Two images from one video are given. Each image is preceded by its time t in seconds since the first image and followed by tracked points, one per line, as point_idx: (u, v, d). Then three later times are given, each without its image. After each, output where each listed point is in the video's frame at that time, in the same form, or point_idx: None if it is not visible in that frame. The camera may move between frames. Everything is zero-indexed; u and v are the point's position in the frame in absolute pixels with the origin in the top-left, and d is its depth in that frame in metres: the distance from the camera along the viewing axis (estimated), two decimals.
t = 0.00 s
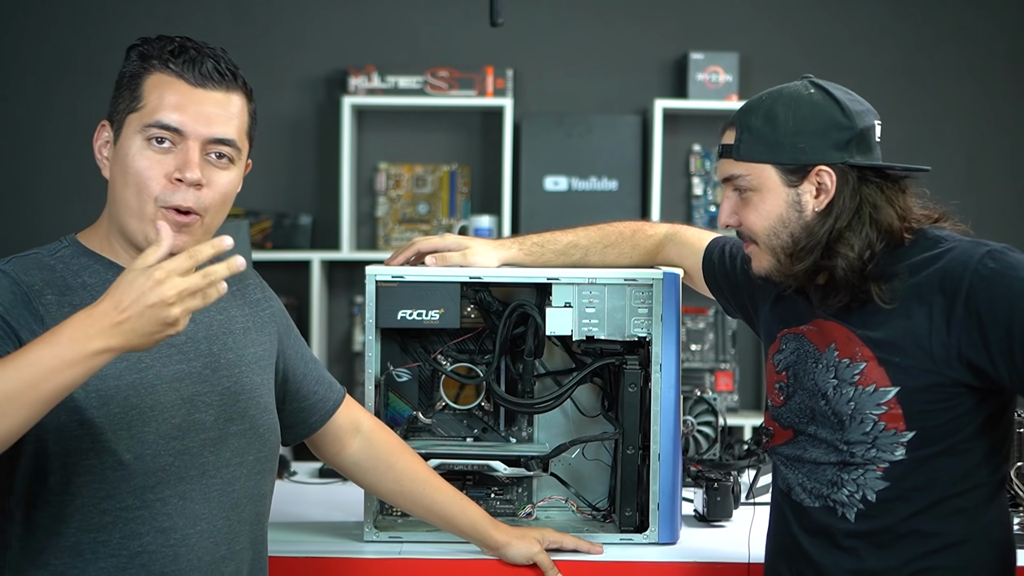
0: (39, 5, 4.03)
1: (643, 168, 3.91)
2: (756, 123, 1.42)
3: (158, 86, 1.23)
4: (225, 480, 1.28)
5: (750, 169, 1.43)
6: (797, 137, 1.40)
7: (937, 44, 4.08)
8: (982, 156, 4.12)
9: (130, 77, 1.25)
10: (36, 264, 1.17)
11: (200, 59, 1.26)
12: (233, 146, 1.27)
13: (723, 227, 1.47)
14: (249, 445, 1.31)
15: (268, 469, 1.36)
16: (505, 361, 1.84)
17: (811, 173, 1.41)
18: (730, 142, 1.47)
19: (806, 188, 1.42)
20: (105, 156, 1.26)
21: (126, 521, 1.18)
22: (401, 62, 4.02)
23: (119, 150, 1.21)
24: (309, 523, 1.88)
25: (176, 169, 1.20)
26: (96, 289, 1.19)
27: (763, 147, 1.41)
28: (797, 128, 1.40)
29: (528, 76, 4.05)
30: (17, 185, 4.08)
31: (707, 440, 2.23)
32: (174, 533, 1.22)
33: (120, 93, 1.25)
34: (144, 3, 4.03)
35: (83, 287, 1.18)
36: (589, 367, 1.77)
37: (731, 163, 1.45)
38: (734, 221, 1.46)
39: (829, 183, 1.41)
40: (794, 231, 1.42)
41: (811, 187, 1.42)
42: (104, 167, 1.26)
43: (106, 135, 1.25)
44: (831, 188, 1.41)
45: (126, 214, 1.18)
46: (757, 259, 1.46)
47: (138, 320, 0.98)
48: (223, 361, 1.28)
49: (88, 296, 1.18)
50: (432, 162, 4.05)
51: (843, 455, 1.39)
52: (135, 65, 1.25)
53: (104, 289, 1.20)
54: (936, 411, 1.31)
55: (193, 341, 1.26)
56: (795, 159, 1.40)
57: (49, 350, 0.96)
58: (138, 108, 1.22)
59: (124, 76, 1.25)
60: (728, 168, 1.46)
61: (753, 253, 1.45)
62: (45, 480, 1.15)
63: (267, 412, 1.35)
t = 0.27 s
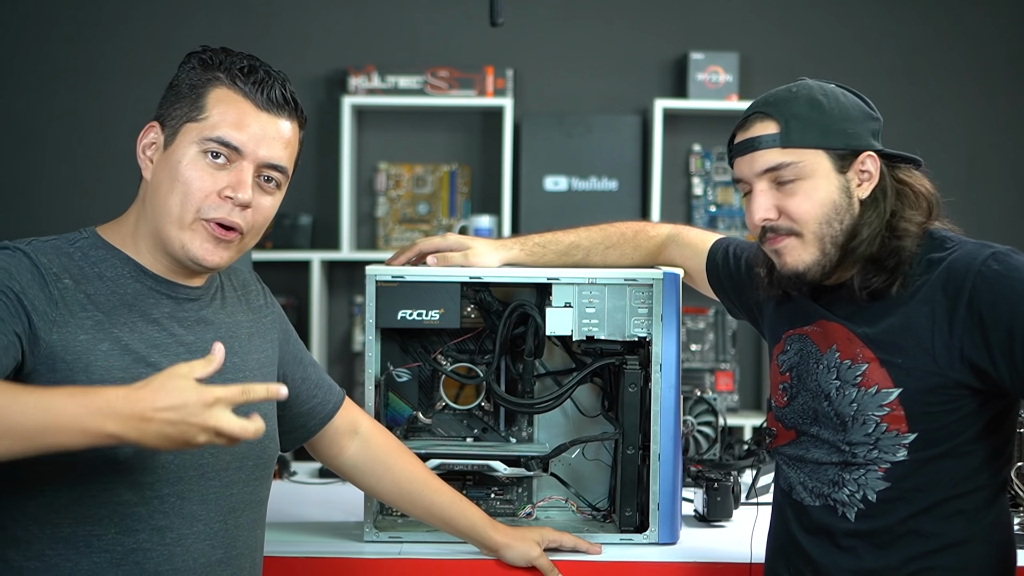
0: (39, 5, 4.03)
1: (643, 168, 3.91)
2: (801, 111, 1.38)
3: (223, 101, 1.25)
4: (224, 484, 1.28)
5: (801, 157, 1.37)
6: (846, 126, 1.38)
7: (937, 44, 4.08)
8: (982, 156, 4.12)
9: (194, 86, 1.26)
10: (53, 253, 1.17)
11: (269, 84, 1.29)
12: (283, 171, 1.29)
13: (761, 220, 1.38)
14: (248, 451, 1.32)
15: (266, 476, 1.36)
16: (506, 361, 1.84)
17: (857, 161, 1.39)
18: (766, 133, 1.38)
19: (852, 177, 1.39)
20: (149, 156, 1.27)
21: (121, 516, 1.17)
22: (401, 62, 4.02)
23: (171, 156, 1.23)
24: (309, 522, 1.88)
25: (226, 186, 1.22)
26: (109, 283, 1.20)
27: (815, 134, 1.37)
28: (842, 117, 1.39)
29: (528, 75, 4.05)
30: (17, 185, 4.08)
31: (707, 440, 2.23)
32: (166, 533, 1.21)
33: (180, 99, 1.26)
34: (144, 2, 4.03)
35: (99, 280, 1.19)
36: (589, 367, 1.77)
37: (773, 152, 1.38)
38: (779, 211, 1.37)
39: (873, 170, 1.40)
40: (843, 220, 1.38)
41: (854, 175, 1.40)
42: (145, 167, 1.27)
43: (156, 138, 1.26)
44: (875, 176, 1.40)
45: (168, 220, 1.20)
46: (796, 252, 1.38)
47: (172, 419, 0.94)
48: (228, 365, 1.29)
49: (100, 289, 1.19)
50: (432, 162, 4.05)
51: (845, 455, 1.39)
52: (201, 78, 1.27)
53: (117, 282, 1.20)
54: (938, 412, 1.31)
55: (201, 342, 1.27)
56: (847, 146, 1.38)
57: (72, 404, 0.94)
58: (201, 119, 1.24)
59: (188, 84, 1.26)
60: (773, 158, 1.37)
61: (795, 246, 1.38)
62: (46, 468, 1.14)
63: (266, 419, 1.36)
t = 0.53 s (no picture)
0: (39, 6, 4.03)
1: (643, 169, 3.91)
2: (861, 88, 1.43)
3: (320, 138, 1.29)
4: (241, 496, 1.30)
5: (862, 121, 1.41)
6: (888, 117, 1.45)
7: (937, 43, 4.08)
8: (982, 156, 4.12)
9: (288, 115, 1.27)
10: (81, 264, 1.16)
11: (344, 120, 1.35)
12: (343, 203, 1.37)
13: (817, 163, 1.38)
14: (263, 463, 1.33)
15: (272, 485, 1.38)
16: (506, 361, 1.84)
17: (895, 151, 1.46)
18: (832, 90, 1.42)
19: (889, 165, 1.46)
20: (230, 171, 1.24)
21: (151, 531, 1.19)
22: (401, 63, 4.02)
23: (271, 184, 1.24)
24: (309, 523, 1.88)
25: (318, 222, 1.28)
26: (138, 293, 1.19)
27: (875, 108, 1.43)
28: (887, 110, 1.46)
29: (528, 76, 4.05)
30: (17, 185, 4.07)
31: (706, 440, 2.23)
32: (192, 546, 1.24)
33: (272, 123, 1.26)
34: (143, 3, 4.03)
35: (127, 290, 1.19)
36: (589, 367, 1.77)
37: (837, 108, 1.41)
38: (832, 162, 1.39)
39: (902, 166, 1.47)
40: (876, 196, 1.42)
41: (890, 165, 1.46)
42: (226, 182, 1.23)
43: (245, 159, 1.24)
44: (903, 172, 1.47)
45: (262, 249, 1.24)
46: (834, 207, 1.39)
47: None
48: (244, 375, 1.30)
49: (131, 299, 1.18)
50: (433, 162, 4.06)
51: (841, 455, 1.39)
52: (292, 106, 1.29)
53: (145, 293, 1.20)
54: (934, 410, 1.31)
55: (221, 352, 1.28)
56: (892, 132, 1.44)
57: None
58: (297, 150, 1.26)
59: (277, 109, 1.27)
60: (837, 111, 1.41)
61: (833, 200, 1.39)
62: (80, 485, 1.15)
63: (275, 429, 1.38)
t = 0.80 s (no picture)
0: (39, 6, 4.03)
1: (643, 169, 3.91)
2: (834, 97, 1.42)
3: (268, 100, 1.25)
4: (251, 496, 1.31)
5: (841, 135, 1.40)
6: (866, 118, 1.43)
7: (936, 43, 4.08)
8: (983, 156, 4.12)
9: (230, 89, 1.24)
10: (96, 267, 1.15)
11: (294, 79, 1.31)
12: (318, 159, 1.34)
13: (806, 191, 1.38)
14: (269, 463, 1.35)
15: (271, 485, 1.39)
16: (505, 361, 1.84)
17: (879, 150, 1.44)
18: (806, 109, 1.42)
19: (877, 166, 1.44)
20: (193, 165, 1.22)
21: (176, 532, 1.20)
22: (401, 63, 4.02)
23: (234, 163, 1.21)
24: (310, 523, 1.88)
25: (294, 184, 1.25)
26: (153, 295, 1.19)
27: (850, 116, 1.41)
28: (863, 109, 1.44)
29: (528, 75, 4.05)
30: (17, 185, 4.07)
31: (706, 440, 2.23)
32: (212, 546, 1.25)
33: (217, 103, 1.22)
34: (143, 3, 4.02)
35: (143, 292, 1.18)
36: (589, 367, 1.77)
37: (815, 129, 1.40)
38: (821, 185, 1.39)
39: (888, 162, 1.45)
40: (869, 206, 1.41)
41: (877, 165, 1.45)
42: (190, 175, 1.21)
43: (202, 147, 1.22)
44: (890, 167, 1.45)
45: (242, 226, 1.22)
46: (832, 227, 1.39)
47: None
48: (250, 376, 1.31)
49: (148, 301, 1.18)
50: (432, 162, 4.06)
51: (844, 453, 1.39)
52: (232, 80, 1.25)
53: (158, 295, 1.20)
54: (934, 409, 1.31)
55: (231, 353, 1.28)
56: (870, 132, 1.43)
57: None
58: (248, 121, 1.23)
59: (218, 88, 1.23)
60: (816, 133, 1.40)
61: (830, 222, 1.39)
62: (110, 489, 1.14)
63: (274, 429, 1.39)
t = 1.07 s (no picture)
0: (39, 6, 4.03)
1: (643, 168, 3.91)
2: (846, 89, 1.43)
3: (178, 75, 1.26)
4: (246, 491, 1.30)
5: (848, 124, 1.41)
6: (874, 115, 1.45)
7: (936, 43, 4.08)
8: (982, 155, 4.12)
9: (143, 75, 1.27)
10: (79, 261, 1.16)
11: (212, 47, 1.30)
12: (257, 124, 1.32)
13: (808, 173, 1.38)
14: (264, 457, 1.34)
15: (270, 481, 1.38)
16: (506, 361, 1.84)
17: (884, 147, 1.45)
18: (818, 96, 1.42)
19: (880, 162, 1.45)
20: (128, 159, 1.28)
21: (168, 526, 1.19)
22: (402, 63, 4.02)
23: (150, 146, 1.24)
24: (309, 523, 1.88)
25: (210, 152, 1.25)
26: (136, 290, 1.20)
27: (859, 109, 1.43)
28: (872, 107, 1.45)
29: (528, 76, 4.05)
30: (18, 185, 4.08)
31: (706, 440, 2.23)
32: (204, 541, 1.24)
33: (134, 93, 1.27)
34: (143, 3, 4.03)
35: (127, 287, 1.19)
36: (589, 367, 1.76)
37: (823, 115, 1.41)
38: (823, 170, 1.39)
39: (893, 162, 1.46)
40: (868, 199, 1.42)
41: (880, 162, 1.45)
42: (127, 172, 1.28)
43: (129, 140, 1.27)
44: (894, 166, 1.46)
45: (163, 204, 1.23)
46: (830, 215, 1.39)
47: None
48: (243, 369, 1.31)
49: (132, 295, 1.19)
50: (433, 162, 4.06)
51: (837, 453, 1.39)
52: (146, 63, 1.27)
53: (142, 290, 1.21)
54: (929, 409, 1.31)
55: (222, 347, 1.29)
56: (878, 128, 1.44)
57: None
58: (159, 101, 1.25)
59: (136, 77, 1.27)
60: (822, 119, 1.41)
61: (828, 209, 1.39)
62: (99, 482, 1.14)
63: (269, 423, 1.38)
